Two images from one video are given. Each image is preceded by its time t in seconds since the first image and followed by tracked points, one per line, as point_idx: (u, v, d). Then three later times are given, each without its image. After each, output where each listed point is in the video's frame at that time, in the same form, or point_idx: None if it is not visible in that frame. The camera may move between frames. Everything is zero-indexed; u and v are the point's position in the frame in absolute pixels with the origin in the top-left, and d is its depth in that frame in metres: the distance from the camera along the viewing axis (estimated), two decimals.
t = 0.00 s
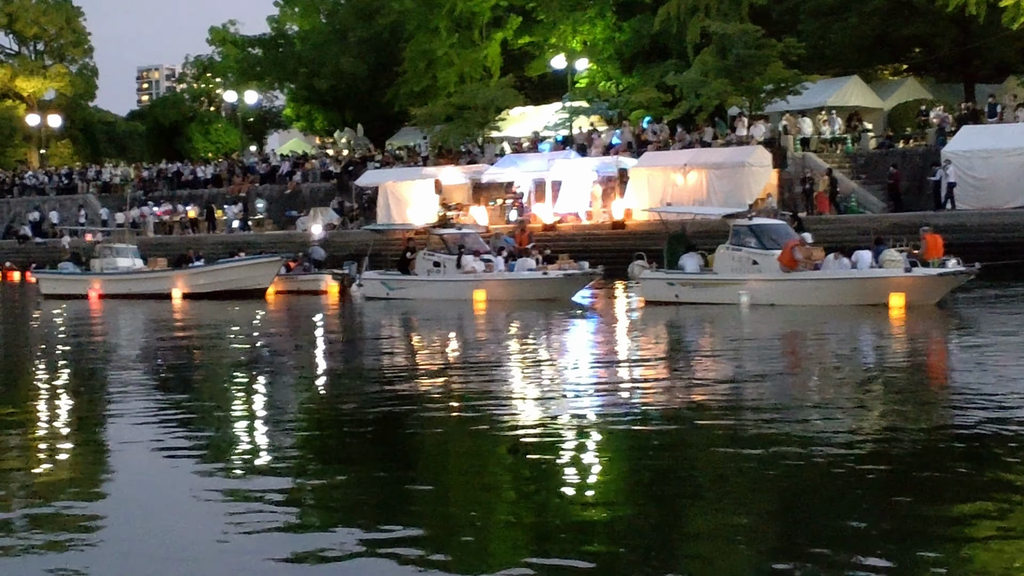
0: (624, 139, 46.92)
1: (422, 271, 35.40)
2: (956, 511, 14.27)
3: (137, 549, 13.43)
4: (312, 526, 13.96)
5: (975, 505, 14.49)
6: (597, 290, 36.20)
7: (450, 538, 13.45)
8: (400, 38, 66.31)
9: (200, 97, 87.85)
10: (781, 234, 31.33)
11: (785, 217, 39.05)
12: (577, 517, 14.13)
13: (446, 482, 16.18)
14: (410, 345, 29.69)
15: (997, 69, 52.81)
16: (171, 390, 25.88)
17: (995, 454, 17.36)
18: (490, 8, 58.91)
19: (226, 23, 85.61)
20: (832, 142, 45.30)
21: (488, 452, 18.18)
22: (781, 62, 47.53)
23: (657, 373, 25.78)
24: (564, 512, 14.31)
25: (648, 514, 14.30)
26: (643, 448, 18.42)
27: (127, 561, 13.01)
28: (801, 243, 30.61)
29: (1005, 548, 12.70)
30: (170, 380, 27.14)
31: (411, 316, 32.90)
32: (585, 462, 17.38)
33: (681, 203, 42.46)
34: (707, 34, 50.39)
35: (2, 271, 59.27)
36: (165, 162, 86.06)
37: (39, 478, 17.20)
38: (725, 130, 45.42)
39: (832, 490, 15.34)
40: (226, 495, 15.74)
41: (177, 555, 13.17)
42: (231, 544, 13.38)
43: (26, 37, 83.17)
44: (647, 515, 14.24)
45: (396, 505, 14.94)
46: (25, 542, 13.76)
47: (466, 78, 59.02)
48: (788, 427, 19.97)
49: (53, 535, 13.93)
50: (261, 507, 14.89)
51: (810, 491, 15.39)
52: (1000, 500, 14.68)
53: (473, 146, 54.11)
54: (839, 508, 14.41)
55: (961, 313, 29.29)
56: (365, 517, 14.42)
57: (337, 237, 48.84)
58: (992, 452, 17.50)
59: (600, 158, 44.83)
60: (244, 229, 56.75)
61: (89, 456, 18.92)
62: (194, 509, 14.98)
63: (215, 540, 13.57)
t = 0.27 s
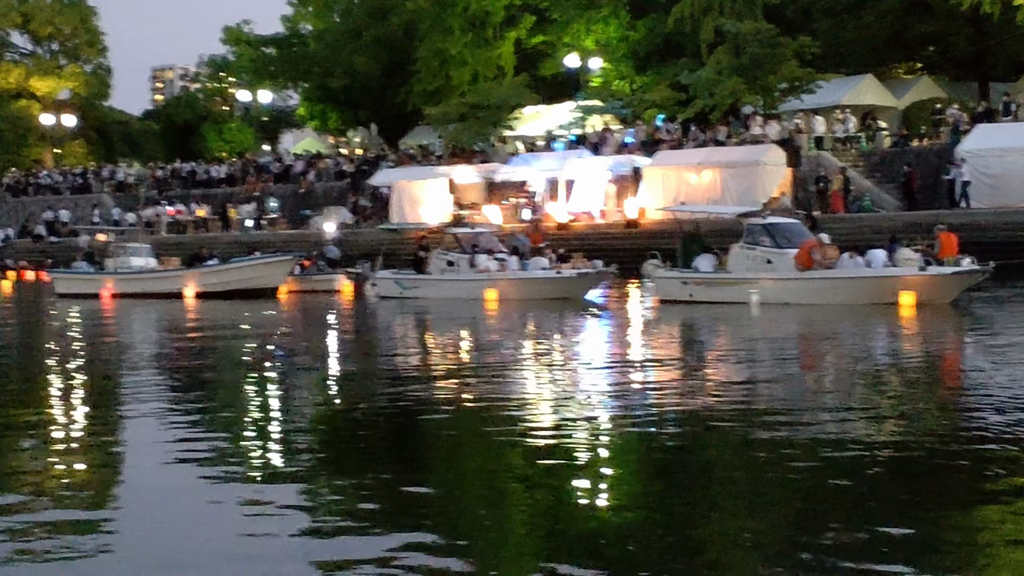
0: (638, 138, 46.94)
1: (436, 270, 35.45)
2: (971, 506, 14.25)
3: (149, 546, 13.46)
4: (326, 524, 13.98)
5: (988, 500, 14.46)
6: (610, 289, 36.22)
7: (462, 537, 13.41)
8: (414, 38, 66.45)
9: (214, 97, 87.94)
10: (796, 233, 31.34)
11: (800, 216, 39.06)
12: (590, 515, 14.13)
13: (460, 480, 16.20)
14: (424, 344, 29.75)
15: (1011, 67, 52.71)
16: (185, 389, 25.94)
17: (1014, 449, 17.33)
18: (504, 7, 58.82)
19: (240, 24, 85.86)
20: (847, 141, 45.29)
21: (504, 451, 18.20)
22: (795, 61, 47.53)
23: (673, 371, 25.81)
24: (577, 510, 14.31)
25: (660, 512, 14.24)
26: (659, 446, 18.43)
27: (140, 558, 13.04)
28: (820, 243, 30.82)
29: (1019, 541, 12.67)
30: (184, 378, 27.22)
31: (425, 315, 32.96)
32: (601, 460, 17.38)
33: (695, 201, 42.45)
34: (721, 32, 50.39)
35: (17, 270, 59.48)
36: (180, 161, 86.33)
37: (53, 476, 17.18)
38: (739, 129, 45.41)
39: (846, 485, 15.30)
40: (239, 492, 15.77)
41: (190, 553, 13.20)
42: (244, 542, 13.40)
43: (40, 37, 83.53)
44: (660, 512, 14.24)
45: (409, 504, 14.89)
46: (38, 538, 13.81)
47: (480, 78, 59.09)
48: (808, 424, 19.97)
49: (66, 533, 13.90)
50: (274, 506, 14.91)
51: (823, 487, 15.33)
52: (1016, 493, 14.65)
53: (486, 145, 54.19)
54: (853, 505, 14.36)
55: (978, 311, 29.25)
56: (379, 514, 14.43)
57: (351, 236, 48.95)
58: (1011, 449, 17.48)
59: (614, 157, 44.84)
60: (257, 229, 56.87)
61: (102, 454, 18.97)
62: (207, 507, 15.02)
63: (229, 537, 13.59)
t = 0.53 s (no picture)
0: (643, 137, 46.98)
1: (442, 269, 35.49)
2: (978, 506, 14.29)
3: (156, 545, 13.49)
4: (333, 522, 14.01)
5: (995, 500, 14.47)
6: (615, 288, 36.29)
7: (466, 537, 13.42)
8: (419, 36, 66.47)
9: (219, 95, 87.99)
10: (802, 231, 31.37)
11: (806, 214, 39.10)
12: (595, 513, 14.16)
13: (467, 479, 16.23)
14: (430, 342, 29.80)
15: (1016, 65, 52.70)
16: (191, 388, 25.98)
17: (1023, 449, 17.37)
18: (509, 6, 58.84)
19: (245, 22, 85.90)
20: (852, 139, 45.34)
21: (512, 449, 18.24)
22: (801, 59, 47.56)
23: (680, 369, 25.85)
24: (583, 509, 14.33)
25: (664, 512, 14.25)
26: (667, 444, 18.47)
27: (149, 557, 13.07)
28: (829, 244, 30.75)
29: None
30: (190, 377, 27.26)
31: (431, 314, 33.01)
32: (607, 459, 17.41)
33: (700, 200, 42.47)
34: (726, 30, 50.39)
35: (23, 269, 59.58)
36: (186, 160, 86.44)
37: (60, 475, 17.20)
38: (745, 127, 45.43)
39: (851, 485, 15.30)
40: (245, 491, 15.80)
41: (198, 551, 13.23)
42: (251, 541, 13.43)
43: (47, 36, 83.64)
44: (667, 511, 14.28)
45: (415, 503, 14.93)
46: (46, 536, 13.84)
47: (485, 76, 59.09)
48: (817, 423, 20.01)
49: (71, 533, 13.92)
50: (281, 505, 14.94)
51: (828, 486, 15.33)
52: None
53: (492, 144, 54.21)
54: (858, 504, 14.36)
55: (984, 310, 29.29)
56: (386, 513, 14.46)
57: (356, 235, 49.01)
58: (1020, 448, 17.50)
59: (620, 156, 44.87)
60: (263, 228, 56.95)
61: (107, 454, 19.02)
62: (214, 506, 15.05)
63: (237, 537, 13.62)
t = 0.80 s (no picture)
0: (646, 136, 46.96)
1: (444, 268, 35.47)
2: (984, 507, 14.25)
3: (159, 545, 13.43)
4: (337, 523, 13.95)
5: (1003, 499, 14.48)
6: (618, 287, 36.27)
7: (470, 538, 13.35)
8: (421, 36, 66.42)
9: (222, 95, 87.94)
10: (805, 230, 31.37)
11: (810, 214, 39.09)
12: (599, 514, 14.10)
13: (471, 479, 16.18)
14: (433, 342, 29.76)
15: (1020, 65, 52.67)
16: (194, 388, 25.93)
17: None
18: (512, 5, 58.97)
19: (247, 22, 85.85)
20: (855, 137, 45.37)
21: (517, 450, 18.20)
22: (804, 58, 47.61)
23: (686, 369, 25.81)
24: (587, 510, 14.27)
25: (671, 512, 14.22)
26: (673, 444, 18.44)
27: (151, 557, 13.01)
28: (834, 245, 30.76)
29: None
30: (193, 377, 27.22)
31: (434, 313, 32.99)
32: (612, 459, 17.38)
33: (703, 199, 42.46)
34: (729, 29, 50.35)
35: (26, 268, 59.56)
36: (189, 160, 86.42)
37: (62, 475, 17.14)
38: (749, 126, 45.43)
39: (857, 486, 15.24)
40: (249, 491, 15.75)
41: (202, 552, 13.16)
42: (254, 541, 13.37)
43: (50, 36, 83.60)
44: (672, 511, 14.22)
45: (420, 504, 14.87)
46: (48, 537, 13.77)
47: (487, 75, 59.05)
48: (825, 423, 19.98)
49: (77, 532, 13.89)
50: (284, 505, 14.88)
51: (833, 486, 15.35)
52: None
53: (494, 143, 54.18)
54: (864, 506, 14.30)
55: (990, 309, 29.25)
56: (390, 514, 14.40)
57: (359, 234, 48.99)
58: None
59: (623, 155, 44.85)
60: (265, 227, 56.91)
61: (109, 453, 18.97)
62: (216, 507, 14.99)
63: (240, 537, 13.56)
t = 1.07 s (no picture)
0: (655, 136, 46.98)
1: (453, 268, 35.49)
2: (993, 510, 14.23)
3: (169, 549, 13.42)
4: (347, 526, 13.93)
5: (1016, 503, 14.43)
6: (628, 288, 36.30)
7: (481, 542, 13.33)
8: (429, 37, 66.46)
9: (230, 95, 88.11)
10: (814, 230, 31.37)
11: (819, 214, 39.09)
12: (610, 517, 14.08)
13: (481, 482, 16.16)
14: (442, 342, 29.79)
15: None
16: (203, 389, 25.96)
17: None
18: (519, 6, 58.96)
19: (255, 23, 86.00)
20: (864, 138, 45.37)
21: (529, 451, 18.20)
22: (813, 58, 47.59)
23: (698, 369, 25.84)
24: (597, 514, 14.24)
25: (681, 515, 14.20)
26: (686, 446, 18.45)
27: (160, 561, 13.01)
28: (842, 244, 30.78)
29: None
30: (203, 378, 27.25)
31: (444, 314, 33.02)
32: (624, 461, 17.37)
33: (711, 199, 42.44)
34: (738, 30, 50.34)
35: (36, 269, 59.73)
36: (197, 161, 86.58)
37: (74, 477, 17.15)
38: (757, 126, 45.41)
39: (868, 489, 15.22)
40: (259, 494, 15.74)
41: (212, 555, 13.16)
42: (264, 545, 13.35)
43: (58, 37, 83.76)
44: (683, 515, 14.19)
45: (430, 507, 14.84)
46: (59, 540, 13.77)
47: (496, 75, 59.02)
48: (839, 424, 19.99)
49: (87, 535, 13.89)
50: (294, 508, 14.87)
51: (843, 489, 15.31)
52: None
53: (503, 143, 54.23)
54: (876, 509, 14.27)
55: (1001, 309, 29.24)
56: (401, 517, 14.38)
57: (368, 235, 49.06)
58: None
59: (631, 155, 44.87)
60: (274, 228, 57.01)
61: (120, 455, 18.98)
62: (226, 509, 14.98)
63: (249, 540, 13.57)
